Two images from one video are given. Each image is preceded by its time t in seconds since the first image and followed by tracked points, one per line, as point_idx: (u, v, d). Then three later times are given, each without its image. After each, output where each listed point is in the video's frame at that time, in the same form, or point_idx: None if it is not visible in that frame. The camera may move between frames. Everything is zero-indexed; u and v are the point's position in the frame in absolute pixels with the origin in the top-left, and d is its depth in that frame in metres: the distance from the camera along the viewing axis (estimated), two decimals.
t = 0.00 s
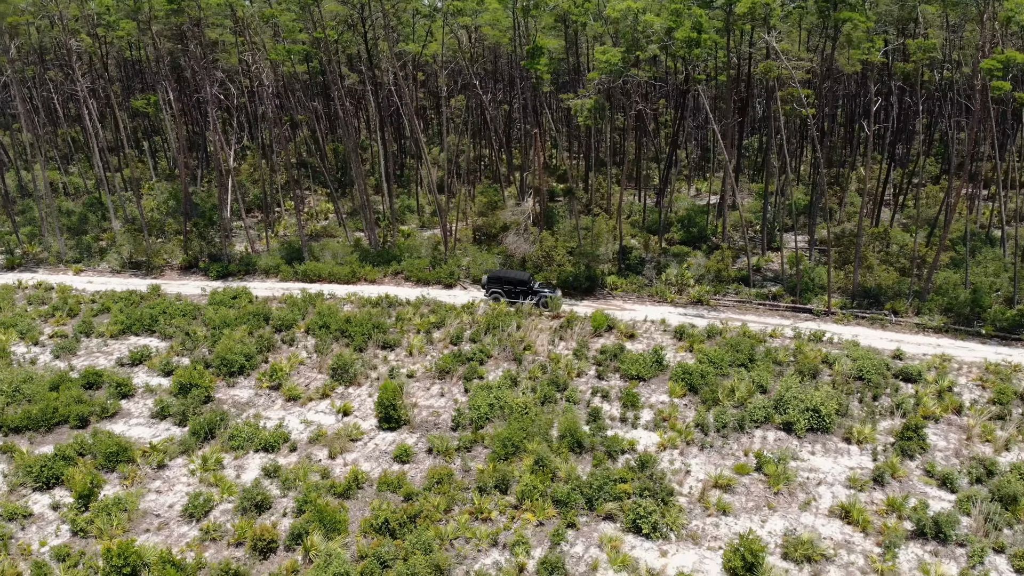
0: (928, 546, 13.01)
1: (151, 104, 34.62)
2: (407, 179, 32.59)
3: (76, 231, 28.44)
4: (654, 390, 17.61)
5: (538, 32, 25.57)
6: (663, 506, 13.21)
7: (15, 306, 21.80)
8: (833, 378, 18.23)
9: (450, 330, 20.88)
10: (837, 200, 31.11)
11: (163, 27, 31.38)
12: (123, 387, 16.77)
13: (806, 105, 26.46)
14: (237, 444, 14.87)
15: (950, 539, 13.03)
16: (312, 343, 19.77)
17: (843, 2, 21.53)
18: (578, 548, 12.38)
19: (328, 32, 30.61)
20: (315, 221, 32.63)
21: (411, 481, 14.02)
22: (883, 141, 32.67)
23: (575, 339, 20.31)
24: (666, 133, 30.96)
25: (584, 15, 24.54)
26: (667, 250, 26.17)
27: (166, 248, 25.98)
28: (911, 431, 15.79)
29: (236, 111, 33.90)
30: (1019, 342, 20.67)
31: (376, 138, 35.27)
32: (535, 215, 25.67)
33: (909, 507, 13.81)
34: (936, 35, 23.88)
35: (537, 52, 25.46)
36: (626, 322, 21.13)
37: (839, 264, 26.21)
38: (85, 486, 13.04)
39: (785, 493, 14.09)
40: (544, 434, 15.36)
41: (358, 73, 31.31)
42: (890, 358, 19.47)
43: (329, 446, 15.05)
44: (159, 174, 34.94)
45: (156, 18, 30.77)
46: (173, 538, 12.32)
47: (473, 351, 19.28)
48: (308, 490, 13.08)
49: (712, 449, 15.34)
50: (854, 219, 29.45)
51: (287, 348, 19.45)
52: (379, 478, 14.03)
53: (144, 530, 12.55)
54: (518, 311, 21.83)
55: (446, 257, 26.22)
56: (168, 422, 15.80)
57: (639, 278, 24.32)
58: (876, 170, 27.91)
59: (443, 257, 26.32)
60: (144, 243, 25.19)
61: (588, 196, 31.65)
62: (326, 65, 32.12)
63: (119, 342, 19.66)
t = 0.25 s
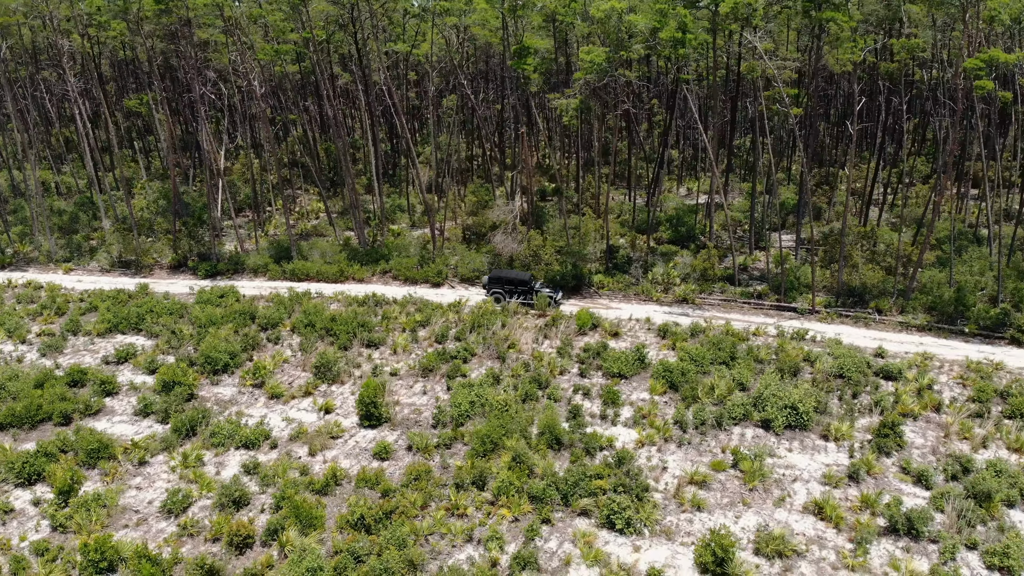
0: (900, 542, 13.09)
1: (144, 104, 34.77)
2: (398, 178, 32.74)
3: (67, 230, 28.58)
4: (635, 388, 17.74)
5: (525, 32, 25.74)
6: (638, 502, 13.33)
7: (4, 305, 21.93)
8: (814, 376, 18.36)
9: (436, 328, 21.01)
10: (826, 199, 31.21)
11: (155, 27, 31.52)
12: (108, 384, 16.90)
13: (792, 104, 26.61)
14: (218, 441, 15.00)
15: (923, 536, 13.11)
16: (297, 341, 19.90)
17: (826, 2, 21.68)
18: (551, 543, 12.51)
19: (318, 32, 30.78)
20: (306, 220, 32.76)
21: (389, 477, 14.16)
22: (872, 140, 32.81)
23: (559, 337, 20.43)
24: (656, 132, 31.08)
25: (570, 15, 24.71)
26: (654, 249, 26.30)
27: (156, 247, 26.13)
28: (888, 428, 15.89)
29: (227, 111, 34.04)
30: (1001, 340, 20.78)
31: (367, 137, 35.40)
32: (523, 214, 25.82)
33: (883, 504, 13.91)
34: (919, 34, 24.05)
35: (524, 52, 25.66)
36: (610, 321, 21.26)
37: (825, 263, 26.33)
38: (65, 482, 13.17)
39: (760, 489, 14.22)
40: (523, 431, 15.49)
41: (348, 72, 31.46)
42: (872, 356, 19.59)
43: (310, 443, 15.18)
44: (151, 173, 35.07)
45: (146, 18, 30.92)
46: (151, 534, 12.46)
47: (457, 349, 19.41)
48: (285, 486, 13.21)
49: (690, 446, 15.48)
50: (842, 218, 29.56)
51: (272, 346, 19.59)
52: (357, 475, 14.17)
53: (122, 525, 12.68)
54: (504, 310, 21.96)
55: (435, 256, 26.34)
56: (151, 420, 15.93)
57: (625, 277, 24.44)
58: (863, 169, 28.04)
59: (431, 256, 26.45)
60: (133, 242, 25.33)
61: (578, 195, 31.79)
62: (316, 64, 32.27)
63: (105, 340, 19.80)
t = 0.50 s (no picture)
0: (871, 538, 13.19)
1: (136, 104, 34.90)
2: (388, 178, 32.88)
3: (57, 229, 28.70)
4: (616, 386, 17.87)
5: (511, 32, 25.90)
6: (612, 498, 13.46)
7: None
8: (794, 374, 18.49)
9: (421, 326, 21.13)
10: (814, 198, 31.35)
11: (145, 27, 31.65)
12: (92, 382, 17.02)
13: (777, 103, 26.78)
14: (199, 438, 15.13)
15: (895, 532, 13.21)
16: (282, 339, 20.03)
17: (808, 2, 21.85)
18: (525, 539, 12.63)
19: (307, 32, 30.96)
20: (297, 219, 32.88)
21: (367, 474, 14.29)
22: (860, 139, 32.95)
23: (543, 335, 20.56)
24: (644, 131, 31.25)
25: (555, 15, 24.87)
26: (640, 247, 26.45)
27: (144, 245, 26.25)
28: (865, 425, 16.01)
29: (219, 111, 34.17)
30: (983, 338, 20.91)
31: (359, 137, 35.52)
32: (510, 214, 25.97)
33: (856, 500, 14.02)
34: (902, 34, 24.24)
35: (510, 52, 25.87)
36: (594, 319, 21.40)
37: (812, 261, 26.45)
38: (45, 478, 13.29)
39: (734, 485, 14.35)
40: (502, 428, 15.62)
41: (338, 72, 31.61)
42: (853, 354, 19.72)
43: (290, 440, 15.31)
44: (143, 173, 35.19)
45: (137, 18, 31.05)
46: (129, 530, 12.59)
47: (441, 347, 19.53)
48: (263, 482, 13.34)
49: (667, 442, 15.63)
50: (830, 217, 29.69)
51: (257, 345, 19.72)
52: (336, 472, 14.30)
53: (101, 521, 12.81)
54: (489, 308, 22.10)
55: (422, 255, 26.46)
56: (133, 417, 16.05)
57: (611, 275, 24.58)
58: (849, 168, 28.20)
59: (419, 255, 26.57)
60: (121, 241, 25.45)
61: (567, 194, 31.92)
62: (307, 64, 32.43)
63: (91, 339, 19.93)
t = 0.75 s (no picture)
0: (843, 533, 13.29)
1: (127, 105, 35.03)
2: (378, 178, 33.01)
3: (47, 229, 28.85)
4: (596, 384, 18.00)
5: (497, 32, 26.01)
6: (586, 494, 13.58)
7: None
8: (774, 372, 18.63)
9: (405, 325, 21.26)
10: (802, 198, 31.50)
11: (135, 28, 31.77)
12: (75, 380, 17.14)
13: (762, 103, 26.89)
14: (179, 436, 15.26)
15: (866, 528, 13.30)
16: (266, 338, 20.16)
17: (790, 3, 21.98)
18: (499, 535, 12.76)
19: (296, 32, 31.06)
20: (287, 219, 33.02)
21: (345, 471, 14.43)
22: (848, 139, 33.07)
23: (526, 334, 20.69)
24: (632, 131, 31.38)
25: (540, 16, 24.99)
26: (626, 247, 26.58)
27: (133, 245, 26.38)
28: (841, 422, 16.13)
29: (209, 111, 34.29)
30: (964, 337, 21.03)
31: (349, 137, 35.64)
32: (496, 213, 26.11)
33: (829, 496, 14.14)
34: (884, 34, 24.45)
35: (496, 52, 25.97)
36: (578, 318, 21.54)
37: (797, 261, 26.60)
38: (24, 475, 13.40)
39: (709, 482, 14.47)
40: (481, 426, 15.75)
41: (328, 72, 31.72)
42: (834, 352, 19.86)
43: (270, 438, 15.44)
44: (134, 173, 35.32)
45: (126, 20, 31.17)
46: (106, 526, 12.73)
47: (424, 346, 19.67)
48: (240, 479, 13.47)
49: (644, 439, 15.77)
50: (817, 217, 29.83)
51: (241, 344, 19.85)
52: (314, 469, 14.44)
53: (79, 517, 12.94)
54: (474, 308, 22.23)
55: (410, 255, 26.60)
56: (115, 415, 16.18)
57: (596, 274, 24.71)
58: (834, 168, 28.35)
59: (406, 254, 26.70)
60: (110, 241, 25.58)
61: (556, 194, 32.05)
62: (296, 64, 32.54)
63: (77, 338, 20.06)
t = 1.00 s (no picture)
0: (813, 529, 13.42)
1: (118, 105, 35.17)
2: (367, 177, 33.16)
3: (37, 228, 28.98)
4: (576, 381, 18.15)
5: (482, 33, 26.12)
6: (559, 490, 13.73)
7: None
8: (753, 370, 18.78)
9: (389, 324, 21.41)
10: (790, 197, 31.65)
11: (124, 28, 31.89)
12: (58, 378, 17.27)
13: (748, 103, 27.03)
14: (159, 433, 15.40)
15: (836, 524, 13.42)
16: (250, 336, 20.30)
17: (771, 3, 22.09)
18: (472, 530, 12.90)
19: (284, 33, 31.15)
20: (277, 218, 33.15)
21: (322, 468, 14.58)
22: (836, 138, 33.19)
23: (509, 332, 20.81)
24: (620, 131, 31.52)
25: (525, 16, 25.09)
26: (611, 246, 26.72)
27: (121, 245, 26.51)
28: (816, 420, 16.26)
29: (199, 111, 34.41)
30: (945, 335, 21.17)
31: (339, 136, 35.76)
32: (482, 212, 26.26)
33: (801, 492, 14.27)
34: (866, 34, 24.63)
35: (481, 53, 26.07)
36: (561, 316, 21.69)
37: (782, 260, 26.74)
38: (3, 471, 13.52)
39: (683, 478, 14.62)
40: (459, 423, 15.89)
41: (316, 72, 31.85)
42: (814, 350, 20.00)
43: (248, 435, 15.58)
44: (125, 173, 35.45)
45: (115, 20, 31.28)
46: (84, 522, 12.88)
47: (407, 344, 19.81)
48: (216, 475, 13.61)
49: (621, 436, 15.92)
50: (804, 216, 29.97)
51: (225, 342, 20.00)
52: (291, 465, 14.58)
53: (56, 513, 13.08)
54: (458, 306, 22.37)
55: (397, 254, 26.74)
56: (97, 413, 16.32)
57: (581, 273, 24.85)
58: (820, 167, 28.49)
59: (394, 253, 26.84)
60: (98, 240, 25.71)
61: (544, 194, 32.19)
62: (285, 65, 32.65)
63: (62, 336, 20.21)
